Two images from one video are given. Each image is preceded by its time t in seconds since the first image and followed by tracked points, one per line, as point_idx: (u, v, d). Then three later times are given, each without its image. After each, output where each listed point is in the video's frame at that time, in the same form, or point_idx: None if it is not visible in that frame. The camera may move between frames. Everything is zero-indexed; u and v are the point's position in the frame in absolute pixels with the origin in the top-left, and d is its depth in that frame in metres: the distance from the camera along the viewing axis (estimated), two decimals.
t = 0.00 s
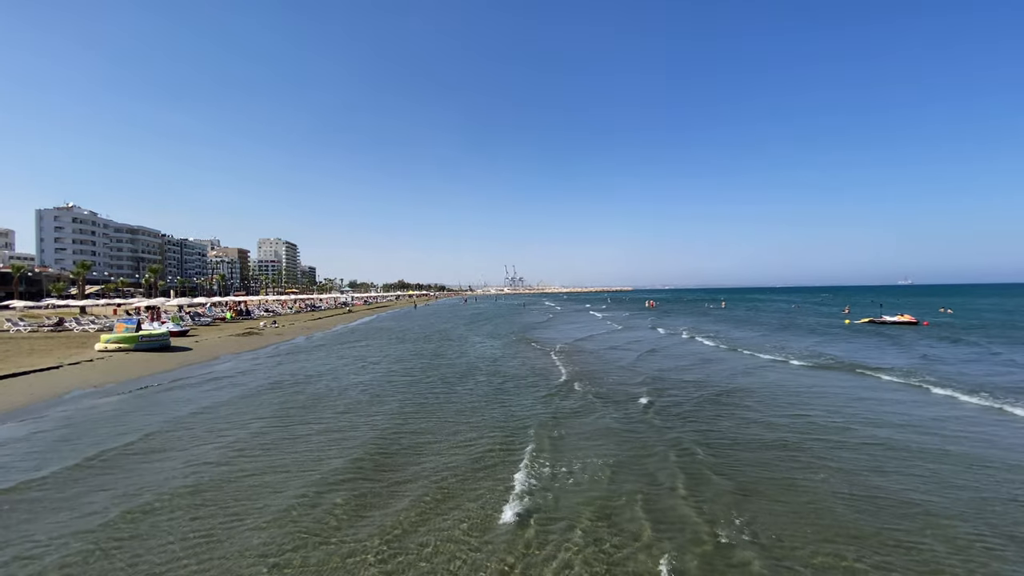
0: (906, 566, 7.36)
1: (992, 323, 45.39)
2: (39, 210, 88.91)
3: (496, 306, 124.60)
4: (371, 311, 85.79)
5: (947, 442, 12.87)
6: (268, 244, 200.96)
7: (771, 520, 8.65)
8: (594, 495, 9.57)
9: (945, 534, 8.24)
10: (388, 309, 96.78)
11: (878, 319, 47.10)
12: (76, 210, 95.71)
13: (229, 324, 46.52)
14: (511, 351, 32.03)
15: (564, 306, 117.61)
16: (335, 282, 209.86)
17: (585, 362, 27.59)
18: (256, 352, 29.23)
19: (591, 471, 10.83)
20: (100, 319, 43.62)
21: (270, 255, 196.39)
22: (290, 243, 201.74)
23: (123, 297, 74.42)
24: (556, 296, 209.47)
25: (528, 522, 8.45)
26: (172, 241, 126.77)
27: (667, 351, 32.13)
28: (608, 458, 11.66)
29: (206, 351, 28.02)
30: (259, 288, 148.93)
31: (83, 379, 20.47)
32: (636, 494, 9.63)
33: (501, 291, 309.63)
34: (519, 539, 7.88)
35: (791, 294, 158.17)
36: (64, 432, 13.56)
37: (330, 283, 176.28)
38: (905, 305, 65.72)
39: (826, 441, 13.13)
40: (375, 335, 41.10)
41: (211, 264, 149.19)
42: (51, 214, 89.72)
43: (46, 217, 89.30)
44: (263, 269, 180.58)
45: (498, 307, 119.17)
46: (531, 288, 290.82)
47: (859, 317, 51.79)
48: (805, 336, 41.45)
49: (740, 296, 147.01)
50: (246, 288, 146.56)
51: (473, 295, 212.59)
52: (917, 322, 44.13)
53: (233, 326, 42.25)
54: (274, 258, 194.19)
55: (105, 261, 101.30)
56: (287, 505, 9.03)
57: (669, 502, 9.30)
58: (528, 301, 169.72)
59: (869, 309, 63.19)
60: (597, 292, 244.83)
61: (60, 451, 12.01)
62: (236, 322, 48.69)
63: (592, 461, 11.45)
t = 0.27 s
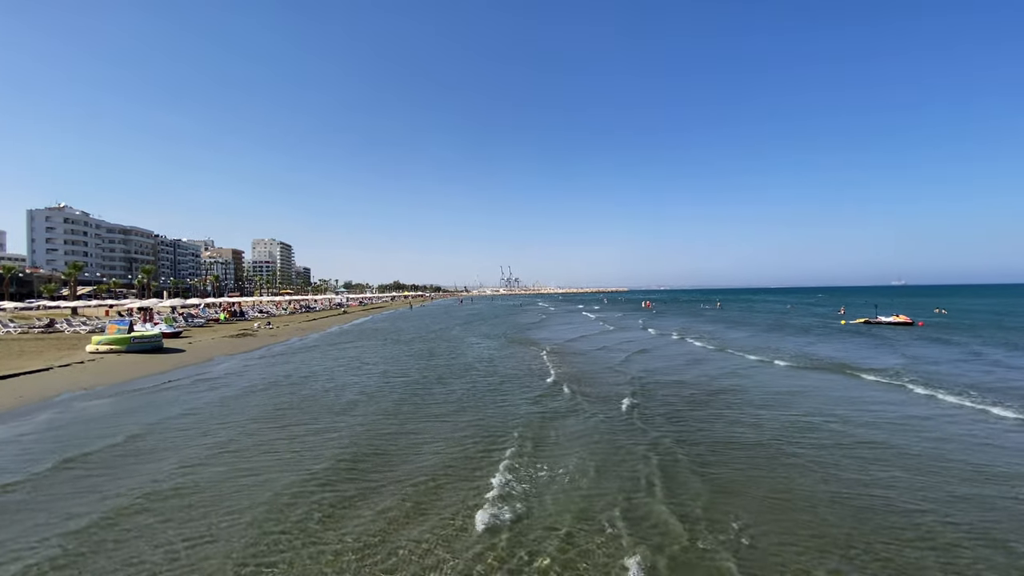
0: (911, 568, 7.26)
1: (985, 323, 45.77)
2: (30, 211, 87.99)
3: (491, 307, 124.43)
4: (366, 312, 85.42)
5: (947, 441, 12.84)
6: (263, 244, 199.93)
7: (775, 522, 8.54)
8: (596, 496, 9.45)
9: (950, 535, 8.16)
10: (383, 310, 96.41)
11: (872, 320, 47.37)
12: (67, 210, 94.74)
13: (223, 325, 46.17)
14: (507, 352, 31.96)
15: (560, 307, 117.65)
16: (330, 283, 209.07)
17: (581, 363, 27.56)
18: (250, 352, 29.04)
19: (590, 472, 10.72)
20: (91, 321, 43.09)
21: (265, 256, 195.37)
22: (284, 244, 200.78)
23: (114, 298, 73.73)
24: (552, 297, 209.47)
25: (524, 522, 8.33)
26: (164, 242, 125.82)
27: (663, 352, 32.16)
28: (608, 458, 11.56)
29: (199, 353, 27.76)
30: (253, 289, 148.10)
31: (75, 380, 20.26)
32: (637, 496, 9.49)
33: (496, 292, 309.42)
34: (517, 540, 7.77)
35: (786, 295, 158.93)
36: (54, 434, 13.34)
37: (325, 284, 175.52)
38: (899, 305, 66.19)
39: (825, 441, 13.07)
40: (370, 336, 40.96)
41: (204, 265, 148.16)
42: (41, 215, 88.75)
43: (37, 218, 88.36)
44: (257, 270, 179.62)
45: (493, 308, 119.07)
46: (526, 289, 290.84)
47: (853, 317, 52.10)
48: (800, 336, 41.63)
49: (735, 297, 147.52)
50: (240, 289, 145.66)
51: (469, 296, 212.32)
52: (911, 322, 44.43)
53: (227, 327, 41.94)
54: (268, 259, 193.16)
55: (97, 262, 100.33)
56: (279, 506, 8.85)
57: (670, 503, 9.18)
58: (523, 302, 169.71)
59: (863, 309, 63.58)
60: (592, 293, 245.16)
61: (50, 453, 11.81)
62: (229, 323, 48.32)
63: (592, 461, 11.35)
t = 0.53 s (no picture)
0: (913, 568, 7.22)
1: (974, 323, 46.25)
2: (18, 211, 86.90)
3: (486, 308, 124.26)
4: (360, 313, 84.99)
5: (944, 440, 12.87)
6: (255, 245, 198.61)
7: (776, 522, 8.48)
8: (595, 496, 9.37)
9: (950, 534, 8.14)
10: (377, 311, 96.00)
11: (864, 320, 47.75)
12: (56, 211, 93.60)
13: (215, 327, 45.76)
14: (502, 353, 31.88)
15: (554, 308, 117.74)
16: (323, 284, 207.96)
17: (576, 363, 27.55)
18: (243, 354, 28.84)
19: (589, 472, 10.63)
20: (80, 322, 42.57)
21: (257, 257, 194.07)
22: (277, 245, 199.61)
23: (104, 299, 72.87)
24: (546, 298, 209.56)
25: (524, 521, 8.27)
26: (155, 243, 124.64)
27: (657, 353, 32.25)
28: (607, 459, 11.48)
29: (191, 355, 27.45)
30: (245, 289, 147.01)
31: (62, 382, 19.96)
32: (636, 495, 9.42)
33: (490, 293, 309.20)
34: (517, 538, 7.71)
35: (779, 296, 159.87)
36: (42, 436, 13.09)
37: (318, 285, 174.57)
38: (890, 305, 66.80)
39: (823, 441, 13.05)
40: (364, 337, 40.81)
41: (196, 266, 146.91)
42: (30, 215, 87.62)
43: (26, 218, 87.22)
44: (249, 271, 178.36)
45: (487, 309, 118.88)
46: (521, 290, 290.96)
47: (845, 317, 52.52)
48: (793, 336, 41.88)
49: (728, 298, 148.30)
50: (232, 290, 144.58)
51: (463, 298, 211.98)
52: (903, 322, 44.79)
53: (219, 329, 41.59)
54: (261, 260, 191.98)
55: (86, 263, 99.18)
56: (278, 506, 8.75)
57: (670, 504, 9.11)
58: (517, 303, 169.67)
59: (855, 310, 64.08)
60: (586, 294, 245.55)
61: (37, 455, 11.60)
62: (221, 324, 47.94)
63: (591, 461, 11.27)
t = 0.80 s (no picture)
0: (903, 564, 7.22)
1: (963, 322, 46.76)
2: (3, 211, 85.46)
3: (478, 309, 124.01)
4: (352, 315, 84.62)
5: (933, 438, 12.92)
6: (245, 246, 196.96)
7: (771, 521, 8.45)
8: (591, 495, 9.28)
9: (942, 530, 8.14)
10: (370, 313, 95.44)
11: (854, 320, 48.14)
12: (42, 211, 92.13)
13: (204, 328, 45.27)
14: (494, 353, 31.81)
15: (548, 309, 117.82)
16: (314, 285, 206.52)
17: (568, 364, 27.54)
18: (232, 355, 28.55)
19: (585, 472, 10.55)
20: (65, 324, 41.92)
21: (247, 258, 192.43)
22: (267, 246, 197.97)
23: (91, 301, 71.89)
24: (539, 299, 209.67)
25: (520, 521, 8.16)
26: (144, 244, 123.18)
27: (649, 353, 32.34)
28: (602, 459, 11.40)
29: (178, 356, 27.08)
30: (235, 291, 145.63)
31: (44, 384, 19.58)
32: (630, 495, 9.37)
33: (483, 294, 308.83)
34: (514, 538, 7.59)
35: (770, 297, 161.08)
36: (22, 439, 12.82)
37: (309, 286, 173.29)
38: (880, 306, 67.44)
39: (817, 440, 13.06)
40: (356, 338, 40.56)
41: (185, 267, 145.28)
42: (15, 216, 86.26)
43: (10, 218, 85.77)
44: (239, 272, 176.74)
45: (480, 311, 118.59)
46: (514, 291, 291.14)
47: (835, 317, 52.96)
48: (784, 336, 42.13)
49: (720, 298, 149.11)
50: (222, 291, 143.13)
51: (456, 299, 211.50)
52: (893, 322, 45.19)
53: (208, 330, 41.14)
54: (251, 261, 190.41)
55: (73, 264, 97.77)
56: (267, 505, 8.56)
57: (666, 503, 9.05)
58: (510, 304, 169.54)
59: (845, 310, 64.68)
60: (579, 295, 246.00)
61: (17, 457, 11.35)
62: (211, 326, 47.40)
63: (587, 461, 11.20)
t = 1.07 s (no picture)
0: (878, 561, 7.46)
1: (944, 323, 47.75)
2: None
3: (468, 309, 123.75)
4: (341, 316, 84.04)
5: (912, 438, 13.25)
6: (232, 246, 194.65)
7: (763, 524, 8.50)
8: (578, 494, 9.45)
9: (916, 528, 8.41)
10: (359, 313, 94.87)
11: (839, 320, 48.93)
12: (22, 210, 90.23)
13: (191, 329, 44.73)
14: (484, 354, 31.88)
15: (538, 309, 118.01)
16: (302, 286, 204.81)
17: (557, 364, 27.70)
18: (218, 357, 28.31)
19: (576, 473, 10.60)
20: (48, 326, 41.19)
21: (234, 258, 190.24)
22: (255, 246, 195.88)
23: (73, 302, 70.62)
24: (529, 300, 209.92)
25: (515, 523, 8.13)
26: (127, 243, 121.05)
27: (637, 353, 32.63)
28: (593, 460, 11.48)
29: (164, 359, 26.78)
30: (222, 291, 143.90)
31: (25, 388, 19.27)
32: (615, 494, 9.55)
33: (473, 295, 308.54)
34: (509, 541, 7.55)
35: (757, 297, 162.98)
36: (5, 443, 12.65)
37: (297, 287, 171.80)
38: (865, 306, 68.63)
39: (801, 439, 13.32)
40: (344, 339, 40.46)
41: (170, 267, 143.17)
42: None
43: None
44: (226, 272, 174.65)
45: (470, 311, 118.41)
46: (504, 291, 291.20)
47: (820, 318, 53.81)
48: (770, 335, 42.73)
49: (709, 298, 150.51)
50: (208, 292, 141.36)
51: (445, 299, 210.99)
52: (876, 322, 46.00)
53: (194, 331, 40.73)
54: (239, 262, 188.30)
55: (54, 264, 95.86)
56: (260, 509, 8.44)
57: (651, 502, 9.23)
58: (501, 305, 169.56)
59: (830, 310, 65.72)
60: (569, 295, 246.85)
61: None
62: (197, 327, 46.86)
63: (578, 462, 11.27)
